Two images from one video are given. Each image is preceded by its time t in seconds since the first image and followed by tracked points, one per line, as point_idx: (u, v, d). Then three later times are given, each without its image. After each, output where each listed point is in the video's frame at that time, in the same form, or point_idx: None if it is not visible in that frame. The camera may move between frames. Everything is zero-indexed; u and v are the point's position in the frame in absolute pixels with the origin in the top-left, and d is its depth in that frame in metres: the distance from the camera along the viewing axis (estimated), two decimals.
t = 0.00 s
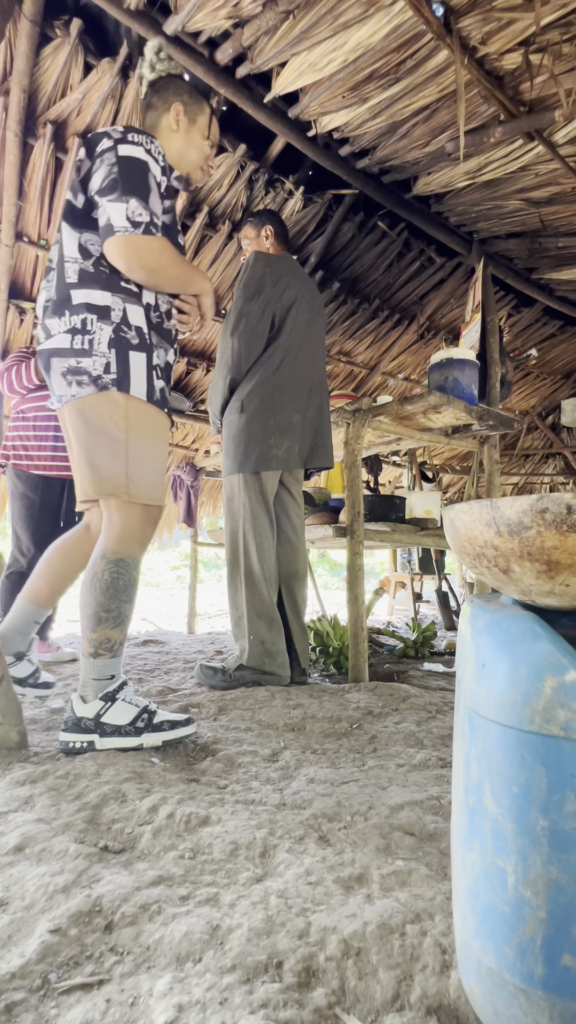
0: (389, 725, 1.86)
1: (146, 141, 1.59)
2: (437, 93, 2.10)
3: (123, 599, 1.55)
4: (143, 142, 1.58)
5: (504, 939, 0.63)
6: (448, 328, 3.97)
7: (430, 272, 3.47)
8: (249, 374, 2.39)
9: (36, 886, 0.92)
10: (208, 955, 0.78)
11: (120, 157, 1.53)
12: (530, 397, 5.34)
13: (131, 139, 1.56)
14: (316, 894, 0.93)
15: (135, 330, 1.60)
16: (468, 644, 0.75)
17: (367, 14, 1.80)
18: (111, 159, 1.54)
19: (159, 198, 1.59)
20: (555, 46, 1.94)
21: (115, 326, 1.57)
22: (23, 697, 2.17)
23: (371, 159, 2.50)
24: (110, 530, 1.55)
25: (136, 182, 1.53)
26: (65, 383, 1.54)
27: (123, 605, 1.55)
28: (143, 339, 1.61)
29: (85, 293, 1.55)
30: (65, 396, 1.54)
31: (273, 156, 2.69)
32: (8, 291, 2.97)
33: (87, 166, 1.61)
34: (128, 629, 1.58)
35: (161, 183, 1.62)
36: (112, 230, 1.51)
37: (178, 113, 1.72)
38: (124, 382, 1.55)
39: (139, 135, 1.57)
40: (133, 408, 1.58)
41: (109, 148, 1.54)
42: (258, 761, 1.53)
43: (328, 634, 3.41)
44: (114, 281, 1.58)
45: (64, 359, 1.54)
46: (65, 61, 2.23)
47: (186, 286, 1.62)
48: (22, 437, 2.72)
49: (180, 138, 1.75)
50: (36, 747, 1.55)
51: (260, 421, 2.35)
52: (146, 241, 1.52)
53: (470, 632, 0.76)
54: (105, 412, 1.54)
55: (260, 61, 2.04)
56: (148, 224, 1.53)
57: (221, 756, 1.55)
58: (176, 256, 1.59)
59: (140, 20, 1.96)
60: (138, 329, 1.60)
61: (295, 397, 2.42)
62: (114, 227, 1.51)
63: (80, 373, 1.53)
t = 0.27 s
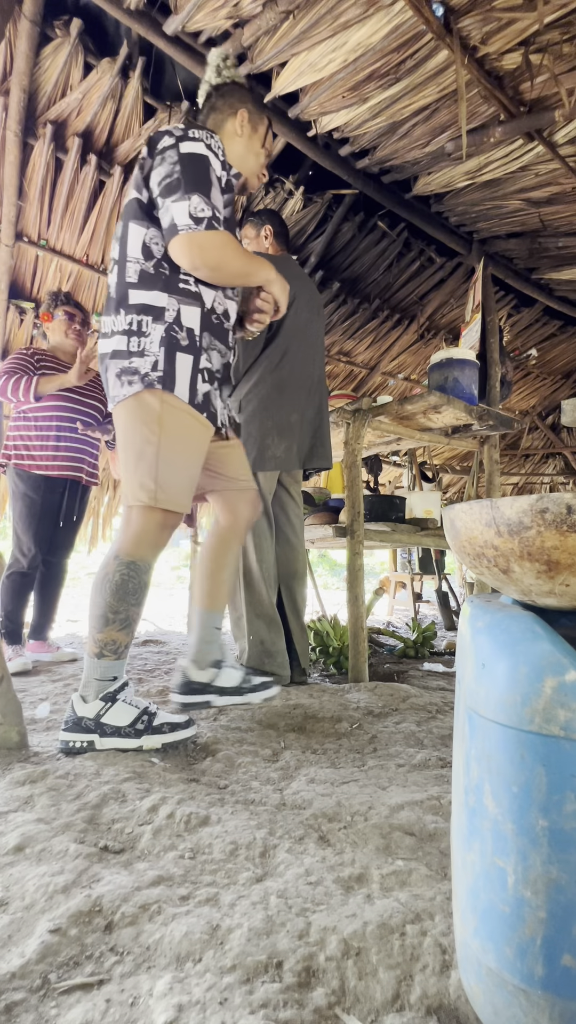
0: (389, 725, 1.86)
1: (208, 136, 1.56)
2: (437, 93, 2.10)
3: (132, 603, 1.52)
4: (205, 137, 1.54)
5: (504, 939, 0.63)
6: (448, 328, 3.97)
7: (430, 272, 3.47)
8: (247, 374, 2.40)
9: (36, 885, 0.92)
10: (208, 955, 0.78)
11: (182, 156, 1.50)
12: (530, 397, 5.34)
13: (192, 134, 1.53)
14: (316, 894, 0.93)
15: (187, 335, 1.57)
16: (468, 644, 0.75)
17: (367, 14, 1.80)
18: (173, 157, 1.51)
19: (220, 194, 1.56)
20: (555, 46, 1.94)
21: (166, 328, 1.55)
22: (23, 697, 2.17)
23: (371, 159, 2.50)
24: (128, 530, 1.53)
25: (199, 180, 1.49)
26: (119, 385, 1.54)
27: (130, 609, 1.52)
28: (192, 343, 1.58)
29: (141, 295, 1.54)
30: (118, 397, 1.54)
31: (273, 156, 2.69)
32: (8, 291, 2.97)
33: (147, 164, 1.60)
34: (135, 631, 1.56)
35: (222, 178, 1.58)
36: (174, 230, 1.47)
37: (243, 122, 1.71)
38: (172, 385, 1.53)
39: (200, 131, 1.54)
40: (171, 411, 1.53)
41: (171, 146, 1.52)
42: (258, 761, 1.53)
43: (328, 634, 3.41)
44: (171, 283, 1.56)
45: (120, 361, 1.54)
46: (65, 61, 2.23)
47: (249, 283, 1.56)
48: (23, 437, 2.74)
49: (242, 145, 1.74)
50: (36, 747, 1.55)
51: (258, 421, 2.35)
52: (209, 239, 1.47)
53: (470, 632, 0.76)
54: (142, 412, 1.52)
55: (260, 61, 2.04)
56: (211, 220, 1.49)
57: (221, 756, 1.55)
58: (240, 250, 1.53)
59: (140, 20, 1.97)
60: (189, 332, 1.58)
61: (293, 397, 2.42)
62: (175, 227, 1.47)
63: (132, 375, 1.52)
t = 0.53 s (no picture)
0: (389, 725, 1.87)
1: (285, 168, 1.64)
2: (437, 93, 2.10)
3: (166, 604, 1.51)
4: (283, 168, 1.63)
5: (504, 939, 0.63)
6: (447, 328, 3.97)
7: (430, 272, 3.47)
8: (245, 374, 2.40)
9: (36, 886, 0.92)
10: (208, 955, 0.78)
11: (264, 184, 1.59)
12: (530, 397, 5.34)
13: (272, 166, 1.63)
14: (316, 894, 0.93)
15: (266, 351, 1.62)
16: (468, 644, 0.75)
17: (367, 15, 1.80)
18: (255, 187, 1.60)
19: (298, 217, 1.63)
20: (555, 46, 1.94)
21: (248, 345, 1.61)
22: (23, 697, 2.17)
23: (371, 159, 2.50)
24: (183, 531, 1.56)
25: (278, 204, 1.57)
26: (203, 401, 1.61)
27: (163, 609, 1.51)
28: (271, 360, 1.63)
29: (224, 318, 1.62)
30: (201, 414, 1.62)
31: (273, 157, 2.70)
32: (9, 291, 2.97)
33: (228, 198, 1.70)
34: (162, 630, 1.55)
35: (299, 204, 1.67)
36: (256, 251, 1.55)
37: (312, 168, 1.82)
38: (251, 399, 1.58)
39: (279, 163, 1.64)
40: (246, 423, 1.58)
41: (253, 178, 1.61)
42: (258, 761, 1.53)
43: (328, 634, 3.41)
44: (253, 302, 1.63)
45: (203, 379, 1.61)
46: (65, 61, 2.23)
47: (318, 304, 1.61)
48: (23, 438, 2.73)
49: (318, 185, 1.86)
50: (36, 747, 1.55)
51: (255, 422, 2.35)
52: (288, 257, 1.54)
53: (470, 632, 0.76)
54: (219, 429, 1.57)
55: (260, 62, 2.04)
56: (290, 242, 1.56)
57: (221, 756, 1.55)
58: (313, 270, 1.60)
59: (140, 20, 1.97)
60: (269, 351, 1.63)
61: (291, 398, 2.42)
62: (258, 249, 1.55)
63: (215, 392, 1.59)
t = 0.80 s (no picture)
0: (389, 725, 1.87)
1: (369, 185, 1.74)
2: (437, 92, 2.10)
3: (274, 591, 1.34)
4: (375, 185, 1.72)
5: (504, 939, 0.63)
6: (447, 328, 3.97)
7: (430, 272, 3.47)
8: (244, 374, 2.40)
9: (36, 886, 0.92)
10: (208, 955, 0.78)
11: (359, 198, 1.68)
12: (529, 397, 5.34)
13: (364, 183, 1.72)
14: (315, 894, 0.93)
15: (374, 351, 1.68)
16: (468, 644, 0.75)
17: (367, 15, 1.81)
18: (351, 200, 1.68)
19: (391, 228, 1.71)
20: (555, 46, 1.94)
21: (357, 346, 1.67)
22: (23, 697, 2.16)
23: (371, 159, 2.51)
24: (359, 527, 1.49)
25: (375, 216, 1.66)
26: (318, 401, 1.66)
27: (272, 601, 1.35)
28: (379, 359, 1.69)
29: (330, 321, 1.69)
30: (317, 416, 1.66)
31: (273, 156, 2.70)
32: (9, 291, 2.97)
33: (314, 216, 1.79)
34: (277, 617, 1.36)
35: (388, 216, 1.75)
36: (357, 254, 1.62)
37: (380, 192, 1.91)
38: (372, 396, 1.63)
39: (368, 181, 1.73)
40: (381, 426, 1.61)
41: (348, 192, 1.69)
42: (258, 761, 1.53)
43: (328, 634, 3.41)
44: (356, 306, 1.70)
45: (316, 381, 1.67)
46: (65, 61, 2.23)
47: (410, 306, 1.68)
48: (23, 438, 2.73)
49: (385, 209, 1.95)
50: (36, 747, 1.55)
51: (254, 422, 2.35)
52: (387, 260, 1.62)
53: (470, 632, 0.76)
54: (352, 431, 1.60)
55: (261, 61, 2.04)
56: (388, 247, 1.64)
57: (221, 756, 1.55)
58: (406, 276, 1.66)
59: (141, 20, 1.97)
60: (376, 349, 1.69)
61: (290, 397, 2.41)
62: (358, 252, 1.62)
63: (332, 392, 1.64)
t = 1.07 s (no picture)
0: (389, 725, 1.87)
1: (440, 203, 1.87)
2: (437, 93, 2.10)
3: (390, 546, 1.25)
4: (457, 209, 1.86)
5: (503, 939, 0.63)
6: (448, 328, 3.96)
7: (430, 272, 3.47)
8: (245, 375, 2.41)
9: (36, 886, 0.92)
10: (208, 955, 0.78)
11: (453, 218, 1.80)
12: (529, 397, 5.34)
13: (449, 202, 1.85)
14: (316, 894, 0.93)
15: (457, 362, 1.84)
16: (468, 644, 0.75)
17: (367, 15, 1.81)
18: (445, 218, 1.80)
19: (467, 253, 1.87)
20: (555, 46, 1.94)
21: (448, 356, 1.80)
22: (23, 697, 2.16)
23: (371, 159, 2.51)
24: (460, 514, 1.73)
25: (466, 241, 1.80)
26: (414, 403, 1.76)
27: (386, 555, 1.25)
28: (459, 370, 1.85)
29: (427, 328, 1.78)
30: (411, 416, 1.75)
31: (274, 156, 2.70)
32: (9, 291, 2.97)
33: (398, 219, 1.84)
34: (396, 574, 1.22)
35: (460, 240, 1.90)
36: (458, 274, 1.76)
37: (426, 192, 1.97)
38: (460, 405, 1.79)
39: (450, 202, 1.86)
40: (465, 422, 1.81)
41: (442, 209, 1.80)
42: (258, 761, 1.53)
43: (328, 634, 3.41)
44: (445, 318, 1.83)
45: (415, 384, 1.76)
46: (65, 61, 2.23)
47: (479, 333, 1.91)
48: (23, 438, 2.72)
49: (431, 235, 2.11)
50: (36, 747, 1.55)
51: (254, 422, 2.35)
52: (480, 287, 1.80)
53: (470, 632, 0.76)
54: (451, 432, 1.77)
55: (261, 61, 2.04)
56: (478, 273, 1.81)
57: (221, 756, 1.55)
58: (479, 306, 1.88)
59: (141, 20, 1.97)
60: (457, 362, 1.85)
61: (291, 397, 2.42)
62: (459, 273, 1.76)
63: (429, 398, 1.76)
